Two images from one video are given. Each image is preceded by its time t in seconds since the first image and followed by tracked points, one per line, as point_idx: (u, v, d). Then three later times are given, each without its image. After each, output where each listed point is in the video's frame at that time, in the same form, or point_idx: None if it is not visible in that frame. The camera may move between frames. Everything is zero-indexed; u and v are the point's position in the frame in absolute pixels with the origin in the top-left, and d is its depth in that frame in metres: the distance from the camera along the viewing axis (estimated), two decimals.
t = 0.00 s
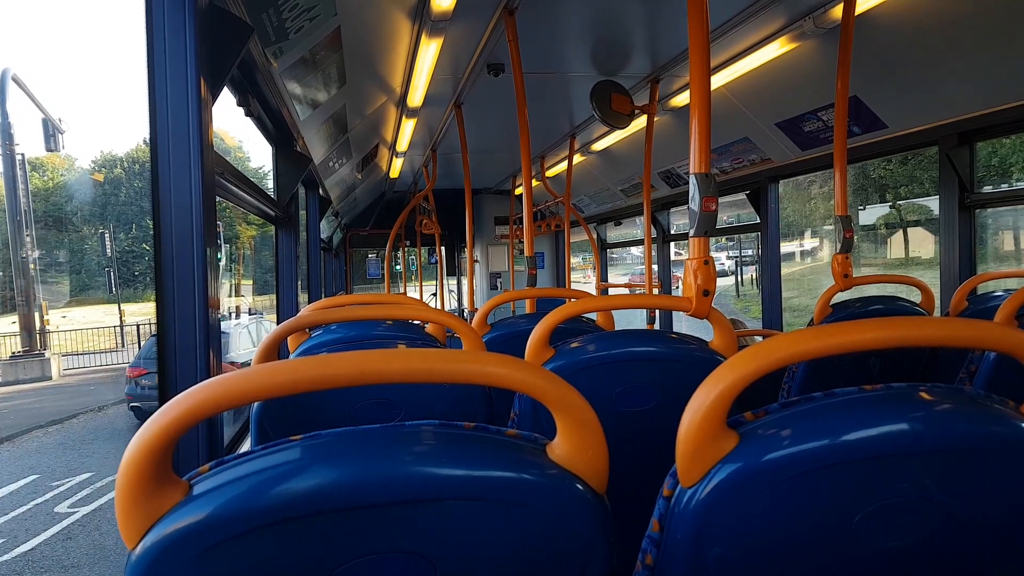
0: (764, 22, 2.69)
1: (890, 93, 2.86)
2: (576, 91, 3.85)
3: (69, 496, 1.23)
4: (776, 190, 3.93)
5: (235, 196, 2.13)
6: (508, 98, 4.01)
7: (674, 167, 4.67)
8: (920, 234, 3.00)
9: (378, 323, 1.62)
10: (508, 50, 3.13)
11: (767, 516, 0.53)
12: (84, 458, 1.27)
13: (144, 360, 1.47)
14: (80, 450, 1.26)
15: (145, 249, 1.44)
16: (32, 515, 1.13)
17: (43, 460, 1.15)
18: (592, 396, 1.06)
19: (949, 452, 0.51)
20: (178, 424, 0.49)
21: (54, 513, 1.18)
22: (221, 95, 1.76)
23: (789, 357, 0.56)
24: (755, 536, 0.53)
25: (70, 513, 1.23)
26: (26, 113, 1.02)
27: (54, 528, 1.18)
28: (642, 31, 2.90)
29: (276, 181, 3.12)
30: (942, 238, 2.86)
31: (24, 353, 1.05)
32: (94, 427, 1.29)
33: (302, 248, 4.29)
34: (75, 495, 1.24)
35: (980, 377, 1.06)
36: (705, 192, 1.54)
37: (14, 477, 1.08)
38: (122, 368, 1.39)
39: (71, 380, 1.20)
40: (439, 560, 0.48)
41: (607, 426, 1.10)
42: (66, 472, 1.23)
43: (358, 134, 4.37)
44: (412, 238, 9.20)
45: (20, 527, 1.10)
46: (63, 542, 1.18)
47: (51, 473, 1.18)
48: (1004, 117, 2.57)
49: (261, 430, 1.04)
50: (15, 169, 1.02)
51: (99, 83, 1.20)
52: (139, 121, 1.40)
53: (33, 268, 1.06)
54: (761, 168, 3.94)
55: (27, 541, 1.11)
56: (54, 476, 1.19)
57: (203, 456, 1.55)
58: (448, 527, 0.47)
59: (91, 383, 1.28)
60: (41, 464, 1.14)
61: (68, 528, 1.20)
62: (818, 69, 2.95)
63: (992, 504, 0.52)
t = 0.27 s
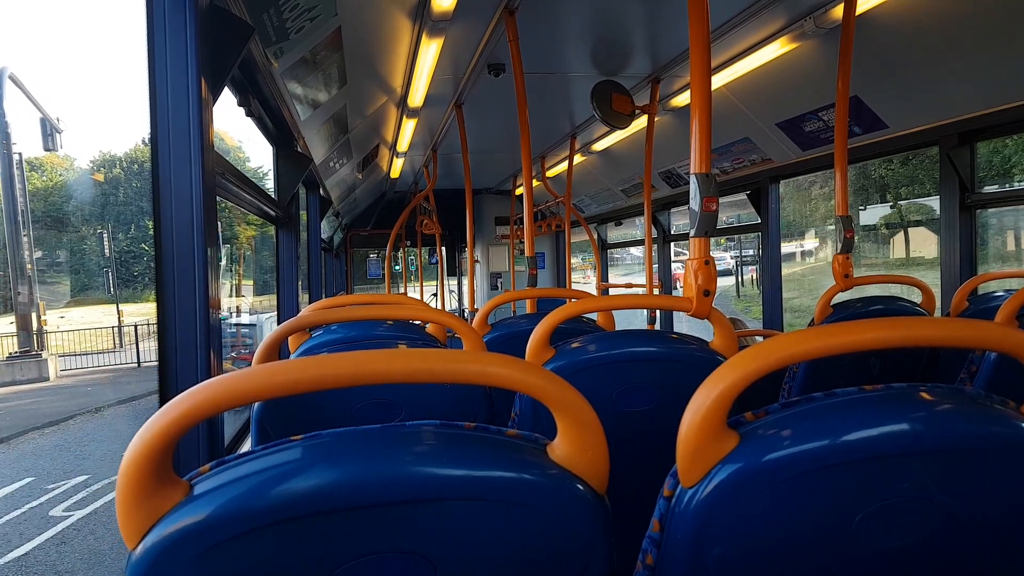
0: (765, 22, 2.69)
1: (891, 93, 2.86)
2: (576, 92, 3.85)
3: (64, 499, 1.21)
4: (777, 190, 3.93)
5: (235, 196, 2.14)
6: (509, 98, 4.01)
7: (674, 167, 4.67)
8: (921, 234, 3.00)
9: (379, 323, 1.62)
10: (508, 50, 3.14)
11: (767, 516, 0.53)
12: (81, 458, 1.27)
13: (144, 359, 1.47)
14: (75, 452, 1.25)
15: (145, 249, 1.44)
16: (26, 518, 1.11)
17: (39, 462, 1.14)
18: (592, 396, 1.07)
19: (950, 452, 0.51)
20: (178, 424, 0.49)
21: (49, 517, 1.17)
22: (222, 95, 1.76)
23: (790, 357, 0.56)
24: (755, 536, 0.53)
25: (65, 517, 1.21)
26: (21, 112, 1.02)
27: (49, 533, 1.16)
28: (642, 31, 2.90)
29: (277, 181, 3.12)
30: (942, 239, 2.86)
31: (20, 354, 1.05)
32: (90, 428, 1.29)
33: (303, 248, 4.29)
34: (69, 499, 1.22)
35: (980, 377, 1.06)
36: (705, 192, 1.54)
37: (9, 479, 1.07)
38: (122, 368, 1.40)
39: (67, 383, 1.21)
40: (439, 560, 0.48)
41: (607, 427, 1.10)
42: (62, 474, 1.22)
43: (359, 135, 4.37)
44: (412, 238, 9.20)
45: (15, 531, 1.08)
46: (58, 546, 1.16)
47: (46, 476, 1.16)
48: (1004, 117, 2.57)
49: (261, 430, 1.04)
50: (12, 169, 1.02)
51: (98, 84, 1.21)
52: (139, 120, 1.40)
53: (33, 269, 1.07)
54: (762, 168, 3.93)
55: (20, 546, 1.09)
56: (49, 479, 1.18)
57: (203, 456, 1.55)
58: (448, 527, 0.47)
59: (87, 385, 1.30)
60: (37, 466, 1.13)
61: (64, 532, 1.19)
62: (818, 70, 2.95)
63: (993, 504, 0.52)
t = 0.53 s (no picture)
0: (766, 22, 2.69)
1: (892, 93, 2.86)
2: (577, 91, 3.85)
3: (58, 502, 1.24)
4: (777, 190, 3.93)
5: (236, 196, 2.14)
6: (510, 97, 4.01)
7: (675, 166, 4.67)
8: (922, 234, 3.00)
9: (379, 322, 1.62)
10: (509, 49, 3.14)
11: (768, 516, 0.53)
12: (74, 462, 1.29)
13: (144, 358, 1.47)
14: (69, 455, 1.27)
15: (144, 247, 1.44)
16: (19, 522, 1.13)
17: (35, 462, 1.16)
18: (592, 396, 1.07)
19: (950, 452, 0.51)
20: (179, 424, 0.49)
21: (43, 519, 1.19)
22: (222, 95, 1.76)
23: (790, 357, 0.56)
24: (756, 536, 0.53)
25: (58, 520, 1.23)
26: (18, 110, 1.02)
27: (43, 535, 1.17)
28: (642, 31, 2.91)
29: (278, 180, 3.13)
30: (943, 238, 2.86)
31: (16, 353, 1.04)
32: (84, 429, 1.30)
33: (304, 248, 4.30)
34: (63, 501, 1.25)
35: (980, 377, 1.06)
36: (706, 192, 1.54)
37: (3, 481, 1.09)
38: (119, 367, 1.39)
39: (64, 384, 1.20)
40: (439, 559, 0.48)
41: (608, 426, 1.10)
42: (56, 476, 1.24)
43: (359, 134, 4.37)
44: (413, 237, 9.20)
45: (7, 534, 1.09)
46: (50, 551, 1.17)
47: (40, 478, 1.18)
48: (1004, 117, 2.57)
49: (262, 429, 1.04)
50: (8, 167, 1.02)
51: (95, 83, 1.20)
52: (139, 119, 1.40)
53: (31, 268, 1.07)
54: (763, 167, 3.93)
55: (13, 549, 1.10)
56: (43, 481, 1.19)
57: (204, 455, 1.55)
58: (449, 526, 0.47)
59: (83, 386, 1.30)
60: (30, 468, 1.15)
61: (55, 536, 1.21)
62: (819, 69, 2.95)
63: (994, 504, 0.52)
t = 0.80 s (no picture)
0: (766, 21, 2.69)
1: (892, 92, 2.85)
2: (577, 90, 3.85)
3: (48, 507, 1.20)
4: (777, 189, 3.93)
5: (236, 194, 2.14)
6: (510, 96, 4.00)
7: (675, 165, 4.67)
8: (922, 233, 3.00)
9: (379, 321, 1.62)
10: (509, 47, 3.13)
11: (768, 515, 0.53)
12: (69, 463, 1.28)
13: (143, 357, 1.47)
14: (63, 457, 1.26)
15: (144, 246, 1.44)
16: (9, 527, 1.10)
17: (22, 465, 1.13)
18: (592, 395, 1.07)
19: (949, 451, 0.51)
20: (178, 423, 0.49)
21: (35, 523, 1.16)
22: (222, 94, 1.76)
23: (790, 356, 0.56)
24: (756, 535, 0.53)
25: (49, 525, 1.19)
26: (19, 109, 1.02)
27: (33, 541, 1.13)
28: (642, 30, 2.90)
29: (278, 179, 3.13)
30: (943, 237, 2.86)
31: (9, 353, 1.03)
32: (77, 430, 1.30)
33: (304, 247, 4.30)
34: (54, 506, 1.22)
35: (980, 376, 1.06)
36: (706, 191, 1.54)
37: None
38: (115, 368, 1.38)
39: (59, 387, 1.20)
40: (440, 558, 0.48)
41: (608, 425, 1.10)
42: (48, 480, 1.21)
43: (359, 132, 4.37)
44: (413, 236, 9.20)
45: None
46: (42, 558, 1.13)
47: (30, 481, 1.16)
48: (1004, 116, 2.57)
49: (262, 428, 1.04)
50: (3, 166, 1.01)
51: (94, 81, 1.20)
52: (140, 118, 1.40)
53: (27, 268, 1.06)
54: (763, 166, 3.93)
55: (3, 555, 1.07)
56: (34, 485, 1.16)
57: (204, 455, 1.55)
58: (449, 525, 0.47)
59: (78, 386, 1.29)
60: (22, 470, 1.13)
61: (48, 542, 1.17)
62: (819, 68, 2.95)
63: (994, 503, 0.52)
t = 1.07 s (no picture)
0: (766, 21, 2.69)
1: (893, 91, 2.85)
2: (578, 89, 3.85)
3: (36, 514, 1.20)
4: (778, 188, 3.93)
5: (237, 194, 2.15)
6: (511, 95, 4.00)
7: (676, 165, 4.67)
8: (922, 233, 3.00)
9: (380, 321, 1.62)
10: (510, 47, 3.13)
11: (768, 515, 0.53)
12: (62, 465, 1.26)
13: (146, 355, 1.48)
14: (54, 461, 1.23)
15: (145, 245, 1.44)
16: None
17: (11, 469, 1.10)
18: (593, 395, 1.06)
19: (949, 450, 0.51)
20: (179, 422, 0.48)
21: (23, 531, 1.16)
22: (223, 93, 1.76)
23: (791, 355, 0.56)
24: (756, 534, 0.53)
25: (38, 532, 1.19)
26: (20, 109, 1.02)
27: (19, 550, 1.14)
28: (643, 30, 2.90)
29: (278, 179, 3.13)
30: (944, 237, 2.85)
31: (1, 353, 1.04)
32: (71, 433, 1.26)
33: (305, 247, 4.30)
34: (44, 512, 1.21)
35: (981, 375, 1.06)
36: (707, 190, 1.53)
37: None
38: (108, 369, 1.37)
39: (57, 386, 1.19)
40: (440, 558, 0.48)
41: (609, 425, 1.10)
42: (37, 485, 1.19)
43: (360, 132, 4.37)
44: (414, 235, 9.21)
45: None
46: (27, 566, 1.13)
47: (19, 487, 1.13)
48: (1005, 116, 2.57)
49: (263, 427, 1.04)
50: None
51: (95, 80, 1.21)
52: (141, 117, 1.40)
53: (20, 270, 1.05)
54: (763, 166, 3.93)
55: None
56: (23, 490, 1.15)
57: (205, 454, 1.55)
58: (449, 524, 0.47)
59: (73, 387, 1.27)
60: (12, 476, 1.11)
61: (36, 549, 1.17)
62: (819, 68, 2.94)
63: (994, 502, 0.52)
